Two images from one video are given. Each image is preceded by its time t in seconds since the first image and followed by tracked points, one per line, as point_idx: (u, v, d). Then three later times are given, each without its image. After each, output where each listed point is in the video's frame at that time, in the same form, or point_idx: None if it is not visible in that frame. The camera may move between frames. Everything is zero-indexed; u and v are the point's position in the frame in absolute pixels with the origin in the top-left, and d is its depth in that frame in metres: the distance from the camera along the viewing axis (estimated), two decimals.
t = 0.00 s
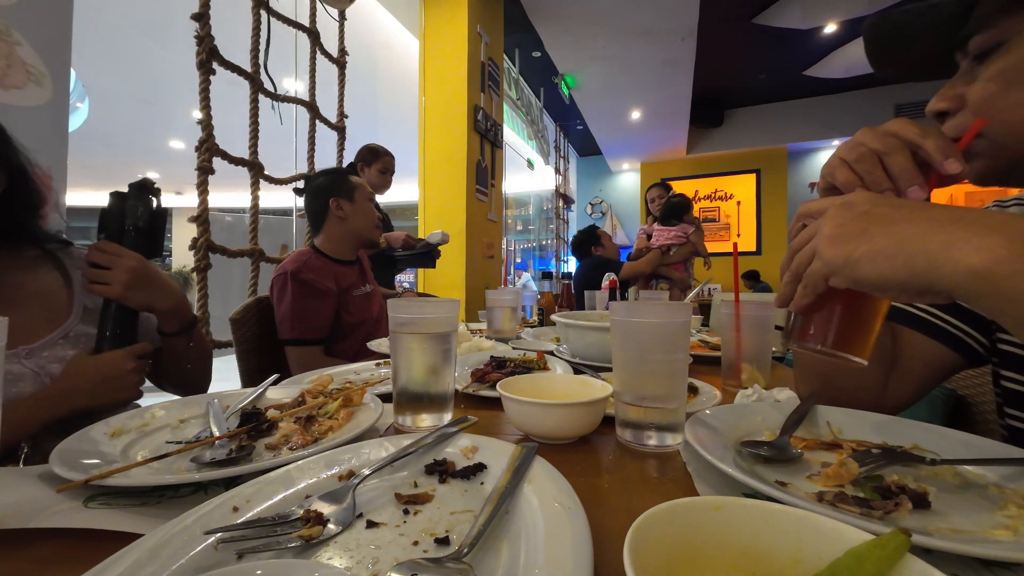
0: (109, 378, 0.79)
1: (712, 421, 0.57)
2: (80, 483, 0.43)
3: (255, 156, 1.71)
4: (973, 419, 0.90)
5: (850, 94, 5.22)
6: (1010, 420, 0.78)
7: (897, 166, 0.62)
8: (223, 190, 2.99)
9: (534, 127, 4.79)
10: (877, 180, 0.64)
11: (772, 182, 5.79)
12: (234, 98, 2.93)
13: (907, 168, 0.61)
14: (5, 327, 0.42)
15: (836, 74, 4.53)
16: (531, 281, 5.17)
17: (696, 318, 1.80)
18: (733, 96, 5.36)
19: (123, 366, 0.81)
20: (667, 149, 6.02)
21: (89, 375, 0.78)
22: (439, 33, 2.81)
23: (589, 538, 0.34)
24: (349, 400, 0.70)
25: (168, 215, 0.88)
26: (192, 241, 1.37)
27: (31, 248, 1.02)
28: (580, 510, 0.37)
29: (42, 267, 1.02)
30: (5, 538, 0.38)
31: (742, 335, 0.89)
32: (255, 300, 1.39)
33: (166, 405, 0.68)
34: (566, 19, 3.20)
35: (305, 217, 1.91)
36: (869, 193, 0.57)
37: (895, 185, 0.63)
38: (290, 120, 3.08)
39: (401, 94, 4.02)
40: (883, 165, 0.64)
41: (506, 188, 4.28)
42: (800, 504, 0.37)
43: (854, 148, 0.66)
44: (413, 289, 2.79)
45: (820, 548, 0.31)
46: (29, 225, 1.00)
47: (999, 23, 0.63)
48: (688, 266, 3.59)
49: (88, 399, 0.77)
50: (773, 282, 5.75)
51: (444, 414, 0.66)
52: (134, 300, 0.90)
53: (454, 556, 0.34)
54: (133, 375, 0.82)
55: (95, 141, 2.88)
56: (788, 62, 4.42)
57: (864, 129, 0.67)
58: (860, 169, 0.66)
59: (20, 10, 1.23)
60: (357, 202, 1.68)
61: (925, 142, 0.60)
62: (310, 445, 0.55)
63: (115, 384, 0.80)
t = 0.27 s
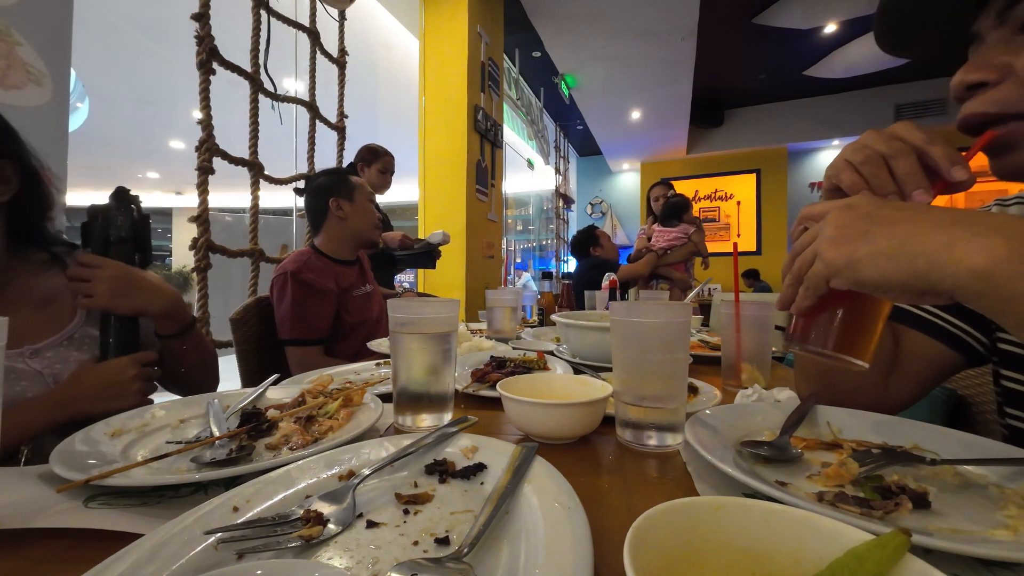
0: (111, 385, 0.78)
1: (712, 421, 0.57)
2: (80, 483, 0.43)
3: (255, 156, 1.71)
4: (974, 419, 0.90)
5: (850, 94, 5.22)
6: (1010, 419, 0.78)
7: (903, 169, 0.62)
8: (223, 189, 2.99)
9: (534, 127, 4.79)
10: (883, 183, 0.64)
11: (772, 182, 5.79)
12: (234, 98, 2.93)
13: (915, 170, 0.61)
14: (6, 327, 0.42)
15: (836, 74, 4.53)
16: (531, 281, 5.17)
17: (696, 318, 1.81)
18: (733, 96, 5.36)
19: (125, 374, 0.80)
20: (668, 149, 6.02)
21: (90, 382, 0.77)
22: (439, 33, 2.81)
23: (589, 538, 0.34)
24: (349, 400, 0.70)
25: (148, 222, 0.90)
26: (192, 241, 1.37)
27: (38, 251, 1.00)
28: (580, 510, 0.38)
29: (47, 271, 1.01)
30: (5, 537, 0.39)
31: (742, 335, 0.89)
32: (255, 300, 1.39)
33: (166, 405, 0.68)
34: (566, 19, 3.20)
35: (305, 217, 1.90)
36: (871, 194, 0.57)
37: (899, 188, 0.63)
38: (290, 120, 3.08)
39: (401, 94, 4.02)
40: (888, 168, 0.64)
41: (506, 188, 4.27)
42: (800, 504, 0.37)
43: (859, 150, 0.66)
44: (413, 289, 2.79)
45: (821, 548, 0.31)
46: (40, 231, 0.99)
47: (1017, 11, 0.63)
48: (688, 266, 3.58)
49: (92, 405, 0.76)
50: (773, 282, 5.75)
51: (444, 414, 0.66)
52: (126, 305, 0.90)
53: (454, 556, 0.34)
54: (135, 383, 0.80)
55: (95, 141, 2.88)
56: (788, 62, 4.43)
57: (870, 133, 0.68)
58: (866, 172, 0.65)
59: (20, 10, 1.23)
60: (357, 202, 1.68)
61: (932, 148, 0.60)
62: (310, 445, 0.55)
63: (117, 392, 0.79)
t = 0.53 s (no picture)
0: (104, 393, 0.77)
1: (712, 421, 0.57)
2: (80, 483, 0.43)
3: (255, 156, 1.71)
4: (973, 419, 0.90)
5: (850, 94, 5.22)
6: (1010, 419, 0.78)
7: (913, 166, 0.61)
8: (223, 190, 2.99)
9: (534, 127, 4.79)
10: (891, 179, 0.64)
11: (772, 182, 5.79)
12: (234, 98, 2.93)
13: (924, 166, 0.60)
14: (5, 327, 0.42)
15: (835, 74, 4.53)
16: (531, 281, 5.17)
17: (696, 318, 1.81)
18: (733, 96, 5.36)
19: (119, 380, 0.80)
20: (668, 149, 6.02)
21: (83, 390, 0.77)
22: (439, 33, 2.81)
23: (589, 538, 0.34)
24: (349, 400, 0.70)
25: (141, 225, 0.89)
26: (193, 241, 1.37)
27: (35, 252, 1.01)
28: (580, 510, 0.37)
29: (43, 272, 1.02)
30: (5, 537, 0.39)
31: (742, 335, 0.89)
32: (255, 300, 1.39)
33: (165, 405, 0.68)
34: (566, 19, 3.20)
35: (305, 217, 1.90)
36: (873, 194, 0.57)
37: (908, 184, 0.62)
38: (290, 120, 3.08)
39: (401, 94, 4.02)
40: (898, 165, 0.63)
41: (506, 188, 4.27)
42: (800, 505, 0.37)
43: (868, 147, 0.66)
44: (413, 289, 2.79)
45: (821, 548, 0.31)
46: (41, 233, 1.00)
47: None
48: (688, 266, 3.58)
49: (86, 413, 0.76)
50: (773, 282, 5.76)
51: (444, 414, 0.66)
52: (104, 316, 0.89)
53: (453, 556, 0.34)
54: (128, 390, 0.80)
55: (95, 141, 2.88)
56: (788, 62, 4.43)
57: (878, 132, 0.68)
58: (875, 169, 0.65)
59: (20, 11, 1.23)
60: (357, 202, 1.68)
61: (942, 146, 0.60)
62: (310, 445, 0.55)
63: (111, 398, 0.79)
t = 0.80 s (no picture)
0: (99, 394, 0.77)
1: (712, 421, 0.57)
2: (81, 483, 0.43)
3: (255, 156, 1.71)
4: (973, 419, 0.90)
5: (850, 94, 5.22)
6: (1009, 420, 0.78)
7: (916, 164, 0.61)
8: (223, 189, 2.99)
9: (535, 127, 4.79)
10: (893, 176, 0.64)
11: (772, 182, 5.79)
12: (234, 98, 2.93)
13: (929, 164, 0.60)
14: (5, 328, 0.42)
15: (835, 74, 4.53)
16: (531, 281, 5.17)
17: (696, 318, 1.81)
18: (734, 96, 5.36)
19: (114, 382, 0.80)
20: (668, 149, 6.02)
21: (79, 391, 0.77)
22: (439, 33, 2.81)
23: (589, 538, 0.34)
24: (349, 400, 0.70)
25: (129, 228, 0.87)
26: (192, 241, 1.37)
27: (32, 252, 0.99)
28: (580, 510, 0.38)
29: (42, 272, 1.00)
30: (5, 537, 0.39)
31: (742, 334, 0.89)
32: (255, 300, 1.38)
33: (166, 405, 0.68)
34: (566, 19, 3.20)
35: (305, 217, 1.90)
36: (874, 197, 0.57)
37: (912, 181, 0.62)
38: (290, 120, 3.08)
39: (401, 93, 4.02)
40: (900, 164, 0.63)
41: (506, 188, 4.27)
42: (801, 504, 0.37)
43: (872, 145, 0.66)
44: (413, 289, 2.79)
45: (822, 549, 0.31)
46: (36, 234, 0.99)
47: None
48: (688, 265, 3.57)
49: (83, 414, 0.76)
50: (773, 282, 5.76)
51: (444, 414, 0.66)
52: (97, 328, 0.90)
53: (454, 556, 0.34)
54: (123, 391, 0.80)
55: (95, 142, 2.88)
56: (788, 62, 4.42)
57: (880, 131, 0.67)
58: (878, 167, 0.65)
59: (20, 11, 1.23)
60: (356, 202, 1.68)
61: (945, 144, 0.60)
62: (310, 445, 0.55)
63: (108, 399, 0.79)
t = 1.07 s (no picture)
0: (102, 393, 0.78)
1: (712, 421, 0.57)
2: (81, 483, 0.43)
3: (255, 156, 1.71)
4: (974, 419, 0.89)
5: (850, 94, 5.22)
6: (1010, 420, 0.77)
7: (915, 165, 0.61)
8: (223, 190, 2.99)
9: (535, 127, 4.79)
10: (891, 177, 0.64)
11: (772, 182, 5.79)
12: (234, 98, 2.93)
13: (928, 164, 0.60)
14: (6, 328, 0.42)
15: (835, 74, 4.53)
16: (531, 281, 5.17)
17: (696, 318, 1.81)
18: (734, 96, 5.36)
19: (116, 380, 0.81)
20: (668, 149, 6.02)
21: (81, 391, 0.77)
22: (439, 33, 2.81)
23: (589, 538, 0.34)
24: (349, 400, 0.70)
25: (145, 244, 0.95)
26: (193, 241, 1.37)
27: (41, 255, 1.00)
28: (580, 510, 0.38)
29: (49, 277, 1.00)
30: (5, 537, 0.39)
31: (742, 335, 0.89)
32: (255, 300, 1.38)
33: (166, 405, 0.68)
34: (566, 19, 3.20)
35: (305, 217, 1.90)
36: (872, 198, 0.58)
37: (910, 183, 0.62)
38: (290, 121, 3.08)
39: (401, 93, 4.02)
40: (899, 165, 0.63)
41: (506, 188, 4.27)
42: (801, 505, 0.37)
43: (871, 145, 0.66)
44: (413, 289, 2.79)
45: (821, 549, 0.31)
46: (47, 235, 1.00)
47: None
48: (689, 264, 3.57)
49: (84, 415, 0.75)
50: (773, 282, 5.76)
51: (444, 414, 0.66)
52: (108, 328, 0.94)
53: (453, 556, 0.34)
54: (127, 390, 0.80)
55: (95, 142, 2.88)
56: (788, 62, 4.43)
57: (879, 131, 0.67)
58: (877, 168, 0.65)
59: (20, 11, 1.23)
60: (356, 202, 1.68)
61: (944, 145, 0.60)
62: (310, 445, 0.55)
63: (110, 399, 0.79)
